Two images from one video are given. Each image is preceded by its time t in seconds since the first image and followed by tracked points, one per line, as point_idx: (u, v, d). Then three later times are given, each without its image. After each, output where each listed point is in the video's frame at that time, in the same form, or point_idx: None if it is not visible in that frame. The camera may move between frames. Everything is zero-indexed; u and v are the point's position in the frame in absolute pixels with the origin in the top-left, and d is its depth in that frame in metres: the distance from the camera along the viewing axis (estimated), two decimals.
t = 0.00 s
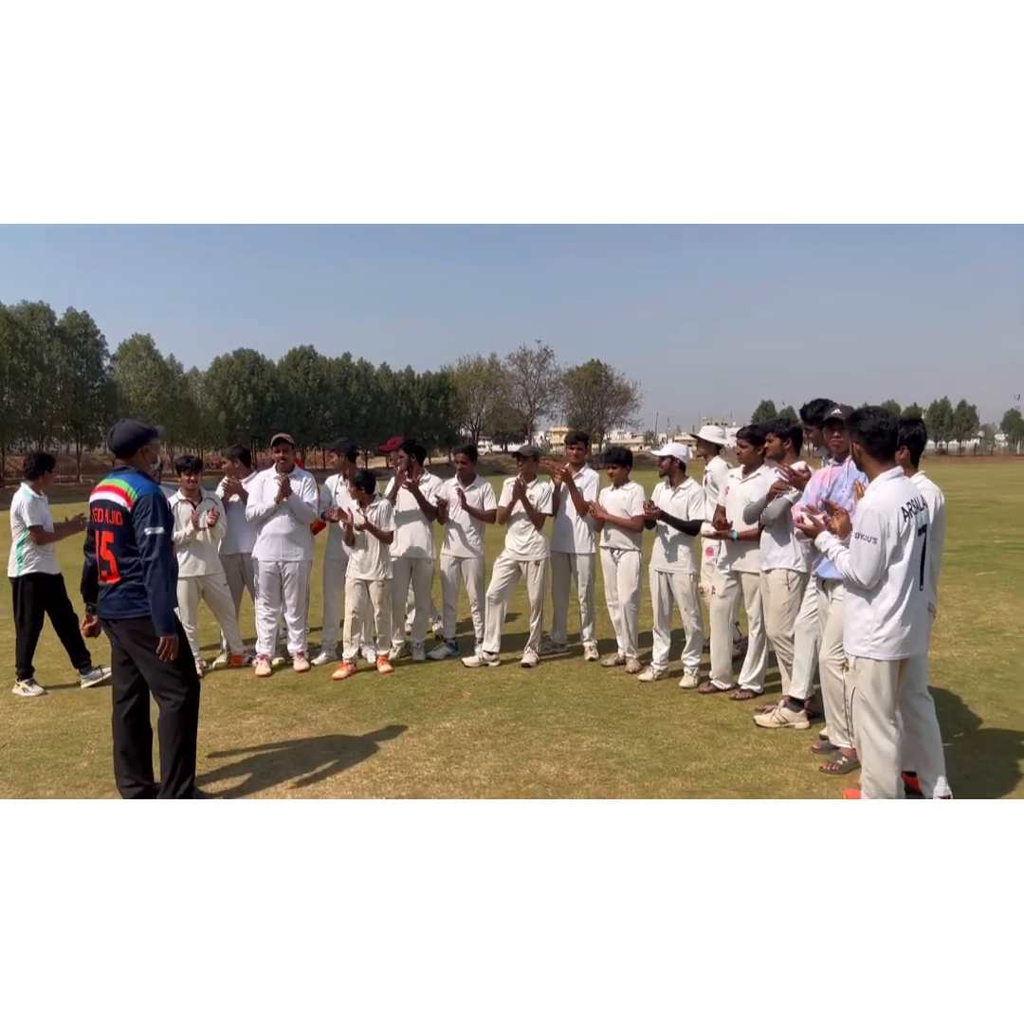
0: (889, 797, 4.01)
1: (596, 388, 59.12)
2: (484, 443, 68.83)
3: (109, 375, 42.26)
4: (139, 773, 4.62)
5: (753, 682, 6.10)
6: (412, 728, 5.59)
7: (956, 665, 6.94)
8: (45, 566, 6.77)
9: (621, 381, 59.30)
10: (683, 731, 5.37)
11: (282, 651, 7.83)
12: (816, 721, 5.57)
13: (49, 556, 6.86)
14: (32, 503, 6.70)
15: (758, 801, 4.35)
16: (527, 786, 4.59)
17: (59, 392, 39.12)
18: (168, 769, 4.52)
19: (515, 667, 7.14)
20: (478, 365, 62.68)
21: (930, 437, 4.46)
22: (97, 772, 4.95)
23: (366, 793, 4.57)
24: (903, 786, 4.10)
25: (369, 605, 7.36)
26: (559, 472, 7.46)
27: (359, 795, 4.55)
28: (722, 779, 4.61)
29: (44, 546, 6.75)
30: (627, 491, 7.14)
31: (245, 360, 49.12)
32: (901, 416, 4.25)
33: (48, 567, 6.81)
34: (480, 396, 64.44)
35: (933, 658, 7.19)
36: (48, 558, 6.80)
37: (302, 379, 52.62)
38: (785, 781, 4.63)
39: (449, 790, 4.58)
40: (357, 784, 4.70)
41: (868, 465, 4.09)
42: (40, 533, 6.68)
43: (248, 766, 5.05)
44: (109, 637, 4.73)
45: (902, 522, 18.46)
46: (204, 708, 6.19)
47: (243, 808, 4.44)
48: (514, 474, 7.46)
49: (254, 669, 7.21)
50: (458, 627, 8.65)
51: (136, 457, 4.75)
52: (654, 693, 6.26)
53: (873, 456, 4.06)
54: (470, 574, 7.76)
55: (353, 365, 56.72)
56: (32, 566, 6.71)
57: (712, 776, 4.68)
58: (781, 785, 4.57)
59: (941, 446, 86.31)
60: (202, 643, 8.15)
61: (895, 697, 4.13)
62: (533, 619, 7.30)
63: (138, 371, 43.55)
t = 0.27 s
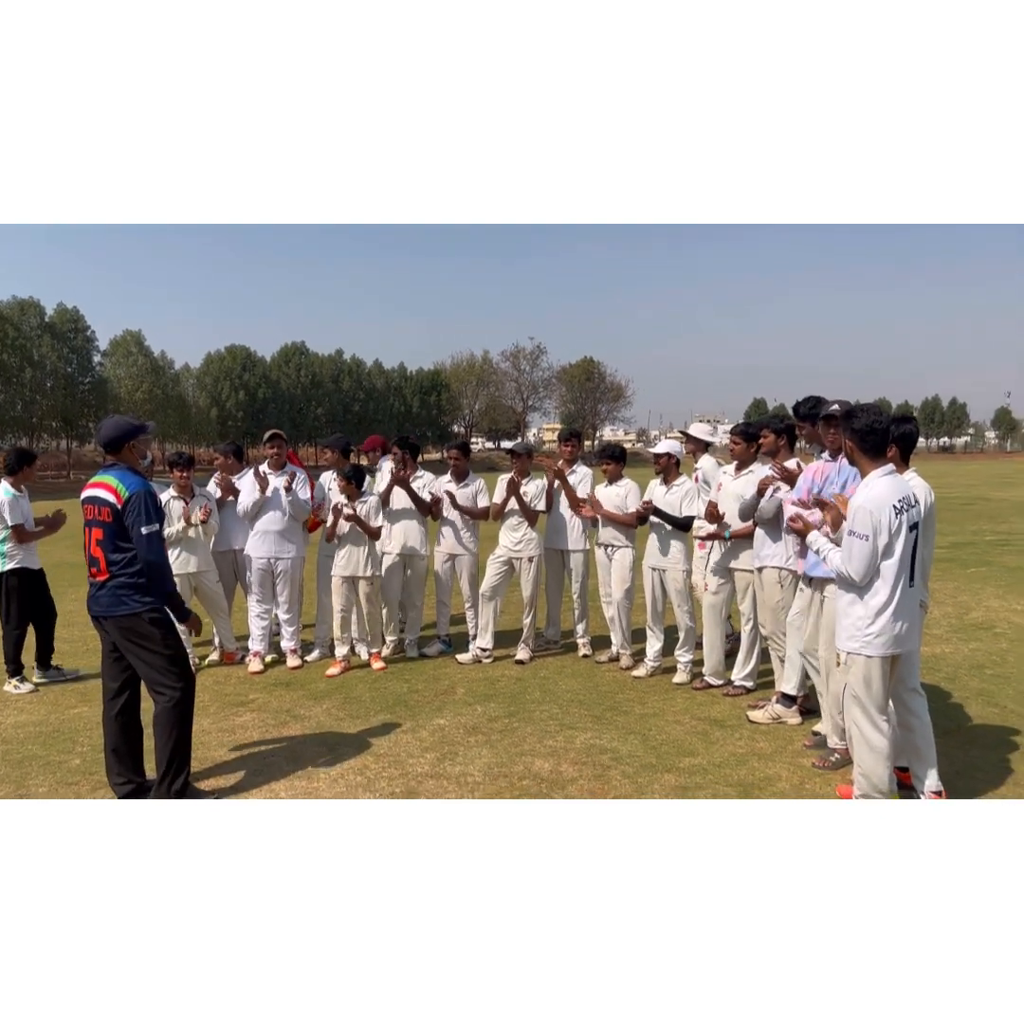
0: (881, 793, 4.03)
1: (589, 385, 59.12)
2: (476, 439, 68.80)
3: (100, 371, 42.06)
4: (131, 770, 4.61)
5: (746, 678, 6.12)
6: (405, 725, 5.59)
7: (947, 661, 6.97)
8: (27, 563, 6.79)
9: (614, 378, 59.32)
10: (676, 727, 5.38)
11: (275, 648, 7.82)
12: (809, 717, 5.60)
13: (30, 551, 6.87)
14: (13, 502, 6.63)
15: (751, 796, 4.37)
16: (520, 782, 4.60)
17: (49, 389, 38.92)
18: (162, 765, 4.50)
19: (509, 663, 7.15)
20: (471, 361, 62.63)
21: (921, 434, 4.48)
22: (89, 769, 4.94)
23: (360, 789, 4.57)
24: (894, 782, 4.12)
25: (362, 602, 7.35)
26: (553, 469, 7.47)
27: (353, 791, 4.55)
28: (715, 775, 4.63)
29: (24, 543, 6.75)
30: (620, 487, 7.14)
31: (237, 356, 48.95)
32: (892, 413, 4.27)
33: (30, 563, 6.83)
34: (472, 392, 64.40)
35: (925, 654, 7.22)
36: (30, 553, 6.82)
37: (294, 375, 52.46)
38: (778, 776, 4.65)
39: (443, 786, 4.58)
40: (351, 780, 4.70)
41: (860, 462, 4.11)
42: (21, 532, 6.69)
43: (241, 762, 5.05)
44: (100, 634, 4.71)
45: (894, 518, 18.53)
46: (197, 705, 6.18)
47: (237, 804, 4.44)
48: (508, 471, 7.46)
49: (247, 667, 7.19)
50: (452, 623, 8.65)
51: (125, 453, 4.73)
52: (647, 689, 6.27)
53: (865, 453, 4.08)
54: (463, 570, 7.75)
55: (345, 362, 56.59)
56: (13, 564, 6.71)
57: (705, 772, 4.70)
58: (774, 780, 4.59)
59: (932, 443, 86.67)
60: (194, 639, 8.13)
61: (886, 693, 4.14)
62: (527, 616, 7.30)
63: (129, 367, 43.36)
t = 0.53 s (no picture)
0: (876, 789, 4.04)
1: (584, 382, 59.11)
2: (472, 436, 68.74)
3: (94, 368, 41.92)
4: (126, 769, 4.60)
5: (741, 674, 6.13)
6: (401, 722, 5.58)
7: (942, 658, 6.99)
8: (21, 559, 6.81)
9: (609, 375, 59.31)
10: (672, 724, 5.39)
11: (271, 645, 7.81)
12: (804, 713, 5.61)
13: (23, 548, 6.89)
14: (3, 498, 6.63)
15: (746, 793, 4.38)
16: (517, 779, 4.60)
17: (43, 386, 38.78)
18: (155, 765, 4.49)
19: (504, 660, 7.15)
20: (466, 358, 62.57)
21: (915, 432, 4.48)
22: (85, 767, 4.93)
23: (356, 787, 4.57)
24: (889, 778, 4.12)
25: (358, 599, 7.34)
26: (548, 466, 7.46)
27: (349, 789, 4.55)
28: (711, 772, 4.63)
29: (15, 540, 6.75)
30: (616, 485, 7.15)
31: (232, 353, 48.82)
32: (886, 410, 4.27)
33: (24, 559, 6.85)
34: (468, 389, 64.35)
35: (919, 651, 7.24)
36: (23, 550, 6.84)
37: (289, 372, 52.35)
38: (773, 773, 4.66)
39: (439, 784, 4.58)
40: (347, 778, 4.70)
41: (854, 458, 4.12)
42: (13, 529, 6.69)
43: (236, 760, 5.04)
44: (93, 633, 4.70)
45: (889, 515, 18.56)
46: (192, 703, 6.17)
47: (233, 802, 4.43)
48: (504, 469, 7.46)
49: (242, 664, 7.18)
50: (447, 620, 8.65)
51: (117, 450, 4.72)
52: (643, 686, 6.28)
53: (858, 450, 4.09)
54: (459, 568, 7.75)
55: (341, 359, 56.49)
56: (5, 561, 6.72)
57: (701, 769, 4.70)
58: (769, 777, 4.60)
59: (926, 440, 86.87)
60: (189, 637, 8.11)
61: (881, 689, 4.15)
62: (523, 613, 7.30)
63: (124, 364, 43.21)
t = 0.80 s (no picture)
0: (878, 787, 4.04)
1: (586, 380, 59.07)
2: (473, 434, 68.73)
3: (95, 367, 41.94)
4: (127, 767, 4.60)
5: (743, 672, 6.13)
6: (403, 720, 5.59)
7: (944, 656, 6.98)
8: (22, 555, 6.83)
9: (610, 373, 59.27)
10: (673, 721, 5.40)
11: (273, 643, 7.82)
12: (806, 710, 5.61)
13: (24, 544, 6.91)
14: (5, 495, 6.65)
15: (748, 791, 4.38)
16: (518, 776, 4.61)
17: (45, 384, 38.81)
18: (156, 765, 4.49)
19: (506, 658, 7.15)
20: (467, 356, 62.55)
21: (918, 429, 4.48)
22: (87, 764, 4.94)
23: (358, 783, 4.58)
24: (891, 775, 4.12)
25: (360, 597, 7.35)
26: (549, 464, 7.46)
27: (351, 786, 4.56)
28: (712, 769, 4.64)
29: (16, 537, 6.77)
30: (617, 483, 7.14)
31: (234, 351, 48.89)
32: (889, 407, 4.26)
33: (25, 556, 6.88)
34: (469, 387, 64.37)
35: (922, 648, 7.23)
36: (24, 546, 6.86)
37: (290, 370, 52.36)
38: (775, 770, 4.66)
39: (441, 781, 4.59)
40: (349, 775, 4.70)
41: (855, 455, 4.12)
42: (14, 525, 6.71)
43: (239, 757, 5.05)
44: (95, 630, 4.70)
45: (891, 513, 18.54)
46: (194, 700, 6.18)
47: (236, 798, 4.45)
48: (505, 467, 7.45)
49: (244, 662, 7.20)
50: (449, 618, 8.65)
51: (117, 449, 4.73)
52: (645, 683, 6.28)
53: (860, 446, 4.09)
54: (460, 565, 7.75)
55: (342, 357, 56.52)
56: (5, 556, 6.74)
57: (702, 766, 4.71)
58: (771, 773, 4.60)
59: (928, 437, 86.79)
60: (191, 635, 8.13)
61: (883, 685, 4.15)
62: (524, 611, 7.30)
63: (125, 362, 43.22)
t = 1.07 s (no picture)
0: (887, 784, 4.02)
1: (593, 377, 58.99)
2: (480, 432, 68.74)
3: (104, 366, 42.10)
4: (133, 766, 4.62)
5: (751, 669, 6.12)
6: (411, 717, 5.60)
7: (954, 653, 6.95)
8: (28, 552, 6.83)
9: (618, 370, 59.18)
10: (681, 719, 5.39)
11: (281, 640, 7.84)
12: (815, 708, 5.59)
13: (33, 540, 6.91)
14: (9, 495, 6.64)
15: (757, 789, 4.37)
16: (526, 773, 4.61)
17: (54, 383, 38.98)
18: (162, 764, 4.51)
19: (514, 655, 7.15)
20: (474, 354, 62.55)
21: (927, 425, 4.45)
22: (97, 761, 4.96)
23: (366, 780, 4.58)
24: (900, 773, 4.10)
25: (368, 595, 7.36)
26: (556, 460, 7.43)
27: (359, 783, 4.57)
28: (721, 767, 4.63)
29: (19, 536, 6.78)
30: (624, 480, 7.13)
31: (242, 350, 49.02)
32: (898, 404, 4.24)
33: (32, 552, 6.89)
34: (476, 385, 64.37)
35: (932, 646, 7.20)
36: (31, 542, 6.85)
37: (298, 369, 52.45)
38: (784, 767, 4.65)
39: (449, 778, 4.59)
40: (357, 772, 4.71)
41: (865, 452, 4.10)
42: (17, 525, 6.71)
43: (248, 754, 5.06)
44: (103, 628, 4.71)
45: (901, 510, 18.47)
46: (203, 697, 6.20)
47: (244, 795, 4.46)
48: (512, 464, 7.42)
49: (252, 659, 7.21)
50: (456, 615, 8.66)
51: (124, 447, 4.75)
52: (653, 681, 6.27)
53: (869, 443, 4.06)
54: (468, 563, 7.75)
55: (349, 355, 56.58)
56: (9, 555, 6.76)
57: (711, 763, 4.70)
58: (780, 771, 4.59)
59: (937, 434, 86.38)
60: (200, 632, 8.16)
61: (892, 682, 4.13)
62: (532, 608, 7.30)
63: (133, 360, 43.35)
